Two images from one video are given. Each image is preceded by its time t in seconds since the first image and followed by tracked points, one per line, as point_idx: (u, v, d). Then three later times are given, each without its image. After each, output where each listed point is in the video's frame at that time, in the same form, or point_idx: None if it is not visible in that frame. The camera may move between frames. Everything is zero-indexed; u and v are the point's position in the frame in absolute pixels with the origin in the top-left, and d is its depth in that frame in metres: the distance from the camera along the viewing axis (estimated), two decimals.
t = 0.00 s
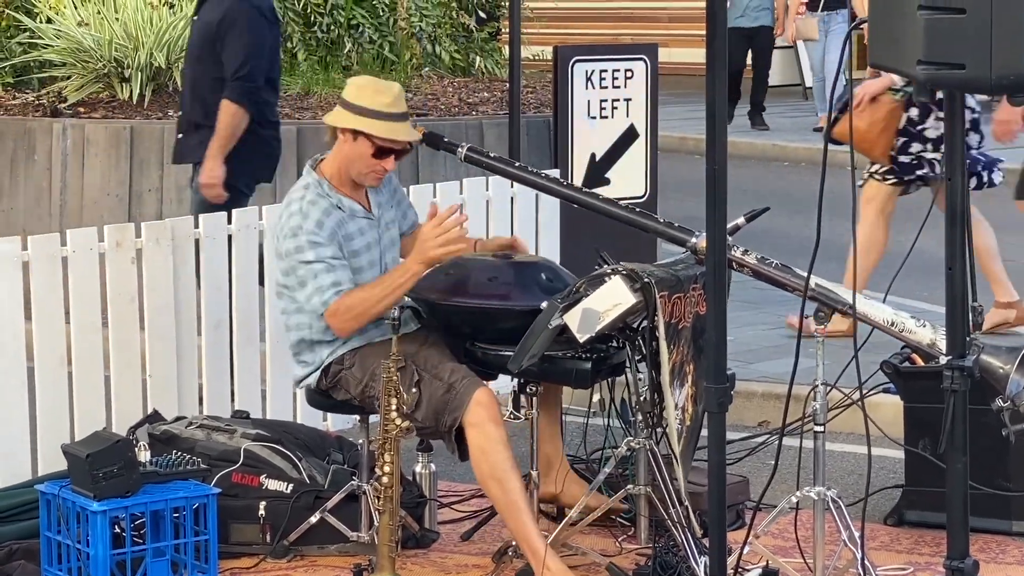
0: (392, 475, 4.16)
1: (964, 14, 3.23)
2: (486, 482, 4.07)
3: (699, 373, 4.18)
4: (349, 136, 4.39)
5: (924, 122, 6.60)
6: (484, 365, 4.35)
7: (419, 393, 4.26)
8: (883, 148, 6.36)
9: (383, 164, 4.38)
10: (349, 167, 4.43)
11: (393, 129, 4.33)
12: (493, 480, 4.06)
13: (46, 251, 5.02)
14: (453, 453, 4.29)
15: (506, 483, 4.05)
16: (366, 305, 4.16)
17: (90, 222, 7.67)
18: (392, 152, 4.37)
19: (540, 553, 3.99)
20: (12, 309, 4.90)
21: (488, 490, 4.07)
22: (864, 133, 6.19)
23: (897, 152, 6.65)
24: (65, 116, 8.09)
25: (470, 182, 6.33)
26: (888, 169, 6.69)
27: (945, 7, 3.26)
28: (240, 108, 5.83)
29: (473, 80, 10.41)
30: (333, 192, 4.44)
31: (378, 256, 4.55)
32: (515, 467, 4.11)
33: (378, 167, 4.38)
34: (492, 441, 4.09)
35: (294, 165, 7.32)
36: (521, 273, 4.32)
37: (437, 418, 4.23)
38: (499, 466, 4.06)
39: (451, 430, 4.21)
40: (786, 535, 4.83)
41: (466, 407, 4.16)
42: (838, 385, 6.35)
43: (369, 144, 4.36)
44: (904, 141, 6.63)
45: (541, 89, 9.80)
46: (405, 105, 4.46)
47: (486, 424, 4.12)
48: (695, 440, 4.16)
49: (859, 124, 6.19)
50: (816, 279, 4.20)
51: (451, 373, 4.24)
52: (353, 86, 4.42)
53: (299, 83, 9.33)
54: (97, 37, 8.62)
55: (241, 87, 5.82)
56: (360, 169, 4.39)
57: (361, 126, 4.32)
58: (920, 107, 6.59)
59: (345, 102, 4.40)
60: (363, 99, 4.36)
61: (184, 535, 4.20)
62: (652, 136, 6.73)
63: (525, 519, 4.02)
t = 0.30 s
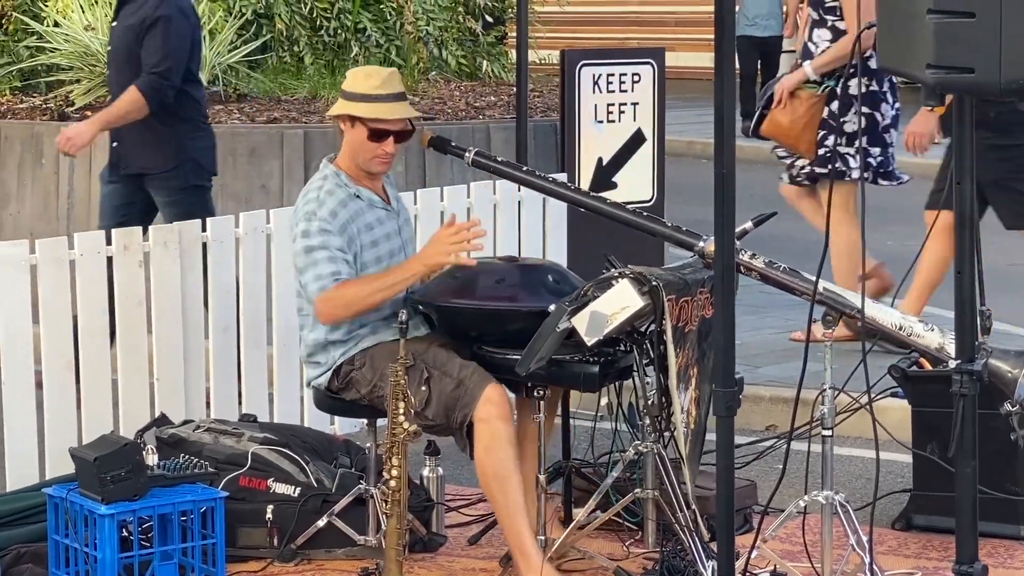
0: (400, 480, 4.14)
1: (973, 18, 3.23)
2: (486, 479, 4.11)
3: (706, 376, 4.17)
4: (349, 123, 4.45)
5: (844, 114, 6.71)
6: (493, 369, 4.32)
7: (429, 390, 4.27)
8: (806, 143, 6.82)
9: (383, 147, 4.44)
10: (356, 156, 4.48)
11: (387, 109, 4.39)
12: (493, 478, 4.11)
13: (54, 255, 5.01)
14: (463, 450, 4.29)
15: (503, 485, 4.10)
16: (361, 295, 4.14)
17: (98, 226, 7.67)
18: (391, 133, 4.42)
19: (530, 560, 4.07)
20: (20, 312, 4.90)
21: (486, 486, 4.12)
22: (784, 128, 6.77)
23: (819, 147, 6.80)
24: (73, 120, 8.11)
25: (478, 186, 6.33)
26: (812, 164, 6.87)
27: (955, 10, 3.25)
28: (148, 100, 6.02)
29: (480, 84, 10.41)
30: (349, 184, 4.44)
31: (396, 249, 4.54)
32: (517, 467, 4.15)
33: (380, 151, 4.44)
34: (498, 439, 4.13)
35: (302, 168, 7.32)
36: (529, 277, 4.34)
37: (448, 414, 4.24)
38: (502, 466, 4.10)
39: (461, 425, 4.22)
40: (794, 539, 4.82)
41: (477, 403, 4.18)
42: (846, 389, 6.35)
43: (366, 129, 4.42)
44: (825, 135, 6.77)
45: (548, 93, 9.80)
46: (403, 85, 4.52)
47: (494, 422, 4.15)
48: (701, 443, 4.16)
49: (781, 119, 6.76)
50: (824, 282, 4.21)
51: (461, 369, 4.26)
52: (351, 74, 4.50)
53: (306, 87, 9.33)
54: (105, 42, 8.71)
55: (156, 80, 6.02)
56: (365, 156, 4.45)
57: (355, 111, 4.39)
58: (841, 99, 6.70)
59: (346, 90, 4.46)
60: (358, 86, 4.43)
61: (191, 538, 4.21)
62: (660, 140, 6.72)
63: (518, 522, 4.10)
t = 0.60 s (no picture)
0: (408, 484, 4.13)
1: (982, 23, 3.21)
2: (482, 492, 4.11)
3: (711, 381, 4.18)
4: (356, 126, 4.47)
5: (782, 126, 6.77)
6: (501, 375, 4.31)
7: (426, 400, 4.24)
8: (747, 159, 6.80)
9: (387, 155, 4.44)
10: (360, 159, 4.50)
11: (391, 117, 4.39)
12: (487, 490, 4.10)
13: (62, 259, 5.02)
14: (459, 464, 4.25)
15: (496, 495, 4.10)
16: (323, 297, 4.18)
17: (104, 231, 7.68)
18: (394, 141, 4.42)
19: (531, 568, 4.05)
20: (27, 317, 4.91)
21: (483, 499, 4.12)
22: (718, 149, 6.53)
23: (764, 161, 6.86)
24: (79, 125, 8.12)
25: (485, 192, 6.33)
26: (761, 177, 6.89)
27: (964, 16, 3.24)
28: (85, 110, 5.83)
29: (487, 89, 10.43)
30: (341, 185, 4.47)
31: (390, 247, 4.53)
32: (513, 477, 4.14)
33: (381, 158, 4.45)
34: (491, 451, 4.11)
35: (309, 173, 7.33)
36: (536, 284, 4.31)
37: (443, 425, 4.20)
38: (496, 478, 4.09)
39: (455, 437, 4.19)
40: (801, 544, 4.81)
41: (471, 414, 4.16)
42: (854, 394, 6.35)
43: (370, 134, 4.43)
44: (769, 151, 6.81)
45: (555, 98, 9.81)
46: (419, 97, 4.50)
47: (486, 433, 4.12)
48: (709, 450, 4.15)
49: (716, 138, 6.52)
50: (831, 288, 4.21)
51: (457, 381, 4.24)
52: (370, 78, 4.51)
53: (314, 92, 9.34)
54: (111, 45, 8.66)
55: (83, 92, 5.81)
56: (368, 162, 4.47)
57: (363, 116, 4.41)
58: (778, 113, 6.78)
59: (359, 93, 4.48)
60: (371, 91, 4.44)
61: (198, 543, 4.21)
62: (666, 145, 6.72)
63: (516, 533, 4.08)
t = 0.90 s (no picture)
0: (415, 489, 4.15)
1: (990, 29, 3.19)
2: (492, 499, 4.10)
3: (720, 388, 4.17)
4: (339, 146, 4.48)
5: (696, 125, 5.88)
6: (508, 380, 4.28)
7: (432, 408, 4.25)
8: (652, 151, 5.93)
9: (374, 164, 4.44)
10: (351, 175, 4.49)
11: (377, 129, 4.40)
12: (497, 497, 4.09)
13: (69, 264, 5.02)
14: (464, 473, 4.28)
15: (508, 501, 4.08)
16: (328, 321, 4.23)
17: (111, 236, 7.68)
18: (381, 151, 4.42)
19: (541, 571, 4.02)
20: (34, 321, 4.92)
21: (494, 507, 4.10)
22: (629, 138, 5.90)
23: (668, 159, 5.95)
24: (87, 130, 8.13)
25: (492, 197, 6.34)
26: (659, 171, 5.98)
27: (972, 21, 3.21)
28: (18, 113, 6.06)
29: (493, 94, 10.44)
30: (337, 203, 4.48)
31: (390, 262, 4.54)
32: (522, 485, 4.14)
33: (371, 170, 4.44)
34: (498, 458, 4.11)
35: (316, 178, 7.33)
36: (543, 288, 4.32)
37: (448, 434, 4.23)
38: (506, 485, 4.09)
39: (461, 445, 4.21)
40: (808, 550, 4.81)
41: (477, 423, 4.17)
42: (861, 400, 6.34)
43: (356, 149, 4.43)
44: (676, 148, 5.90)
45: (563, 104, 9.82)
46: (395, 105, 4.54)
47: (493, 442, 4.13)
48: (716, 454, 4.16)
49: (626, 128, 5.89)
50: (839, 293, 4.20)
51: (463, 390, 4.25)
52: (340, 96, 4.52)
53: (321, 98, 9.35)
54: (118, 51, 8.64)
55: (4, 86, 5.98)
56: (357, 175, 4.46)
57: (345, 134, 4.40)
58: (691, 111, 5.86)
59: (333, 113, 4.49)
60: (346, 108, 4.46)
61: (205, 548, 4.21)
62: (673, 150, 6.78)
63: (527, 539, 4.06)
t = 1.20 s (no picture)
0: (421, 494, 4.20)
1: (997, 32, 3.16)
2: (497, 499, 4.10)
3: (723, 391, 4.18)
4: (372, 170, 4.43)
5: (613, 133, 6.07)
6: (513, 384, 4.31)
7: (439, 407, 4.25)
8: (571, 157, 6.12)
9: (407, 197, 4.45)
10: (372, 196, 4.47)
11: (423, 169, 4.38)
12: (503, 497, 4.09)
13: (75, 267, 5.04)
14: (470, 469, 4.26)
15: (515, 501, 4.08)
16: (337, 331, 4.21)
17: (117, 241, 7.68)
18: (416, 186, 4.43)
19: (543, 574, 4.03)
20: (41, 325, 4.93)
21: (498, 507, 4.10)
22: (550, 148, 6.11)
23: (587, 165, 6.11)
24: (93, 134, 8.15)
25: (498, 201, 6.35)
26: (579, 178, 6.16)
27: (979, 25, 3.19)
28: None
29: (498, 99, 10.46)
30: (346, 218, 4.47)
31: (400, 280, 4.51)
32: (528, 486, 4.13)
33: (400, 200, 4.45)
34: (506, 458, 4.10)
35: (322, 182, 7.34)
36: (550, 292, 4.32)
37: (455, 431, 4.22)
38: (512, 485, 4.08)
39: (467, 442, 4.19)
40: (814, 554, 4.79)
41: (483, 422, 4.16)
42: (867, 404, 6.34)
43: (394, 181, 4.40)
44: (594, 155, 6.09)
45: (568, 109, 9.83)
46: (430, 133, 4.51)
47: (502, 442, 4.12)
48: (719, 459, 4.17)
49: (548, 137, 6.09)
50: (845, 297, 4.19)
51: (472, 387, 4.24)
52: (382, 119, 4.43)
53: (326, 102, 9.37)
54: (124, 55, 8.64)
55: None
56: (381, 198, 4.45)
57: (393, 167, 4.35)
58: (609, 120, 6.05)
59: (375, 138, 4.40)
60: (393, 138, 4.39)
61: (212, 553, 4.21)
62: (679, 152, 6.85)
63: (530, 541, 4.05)
